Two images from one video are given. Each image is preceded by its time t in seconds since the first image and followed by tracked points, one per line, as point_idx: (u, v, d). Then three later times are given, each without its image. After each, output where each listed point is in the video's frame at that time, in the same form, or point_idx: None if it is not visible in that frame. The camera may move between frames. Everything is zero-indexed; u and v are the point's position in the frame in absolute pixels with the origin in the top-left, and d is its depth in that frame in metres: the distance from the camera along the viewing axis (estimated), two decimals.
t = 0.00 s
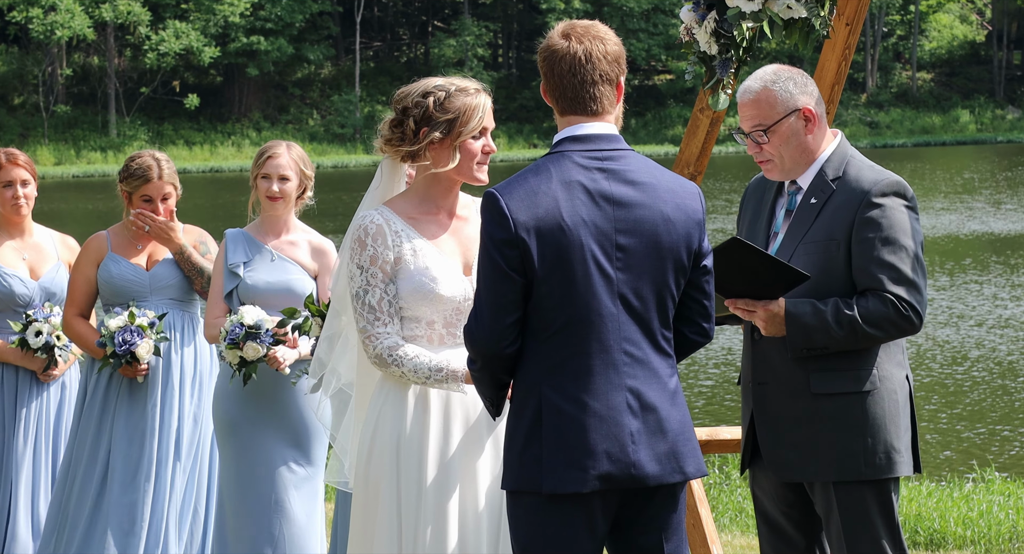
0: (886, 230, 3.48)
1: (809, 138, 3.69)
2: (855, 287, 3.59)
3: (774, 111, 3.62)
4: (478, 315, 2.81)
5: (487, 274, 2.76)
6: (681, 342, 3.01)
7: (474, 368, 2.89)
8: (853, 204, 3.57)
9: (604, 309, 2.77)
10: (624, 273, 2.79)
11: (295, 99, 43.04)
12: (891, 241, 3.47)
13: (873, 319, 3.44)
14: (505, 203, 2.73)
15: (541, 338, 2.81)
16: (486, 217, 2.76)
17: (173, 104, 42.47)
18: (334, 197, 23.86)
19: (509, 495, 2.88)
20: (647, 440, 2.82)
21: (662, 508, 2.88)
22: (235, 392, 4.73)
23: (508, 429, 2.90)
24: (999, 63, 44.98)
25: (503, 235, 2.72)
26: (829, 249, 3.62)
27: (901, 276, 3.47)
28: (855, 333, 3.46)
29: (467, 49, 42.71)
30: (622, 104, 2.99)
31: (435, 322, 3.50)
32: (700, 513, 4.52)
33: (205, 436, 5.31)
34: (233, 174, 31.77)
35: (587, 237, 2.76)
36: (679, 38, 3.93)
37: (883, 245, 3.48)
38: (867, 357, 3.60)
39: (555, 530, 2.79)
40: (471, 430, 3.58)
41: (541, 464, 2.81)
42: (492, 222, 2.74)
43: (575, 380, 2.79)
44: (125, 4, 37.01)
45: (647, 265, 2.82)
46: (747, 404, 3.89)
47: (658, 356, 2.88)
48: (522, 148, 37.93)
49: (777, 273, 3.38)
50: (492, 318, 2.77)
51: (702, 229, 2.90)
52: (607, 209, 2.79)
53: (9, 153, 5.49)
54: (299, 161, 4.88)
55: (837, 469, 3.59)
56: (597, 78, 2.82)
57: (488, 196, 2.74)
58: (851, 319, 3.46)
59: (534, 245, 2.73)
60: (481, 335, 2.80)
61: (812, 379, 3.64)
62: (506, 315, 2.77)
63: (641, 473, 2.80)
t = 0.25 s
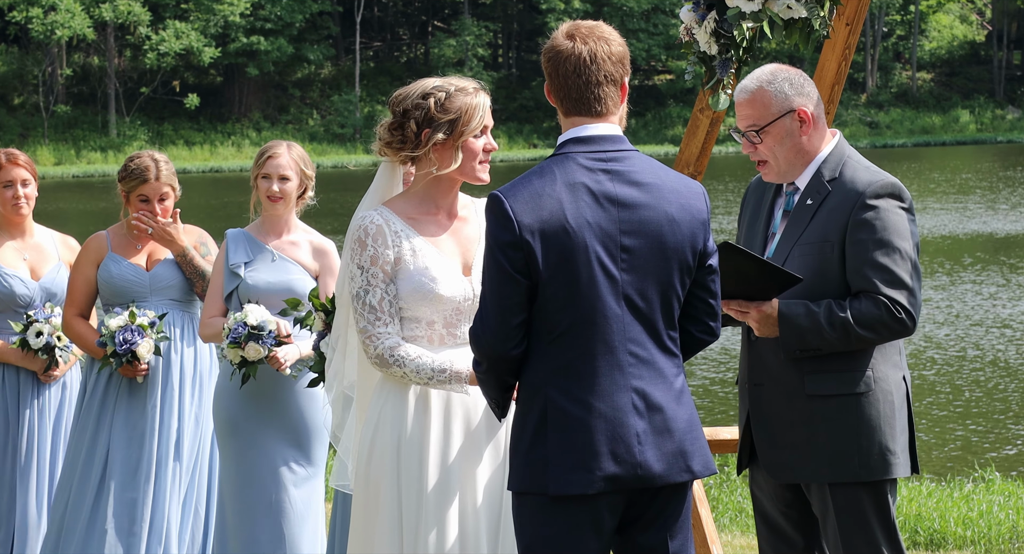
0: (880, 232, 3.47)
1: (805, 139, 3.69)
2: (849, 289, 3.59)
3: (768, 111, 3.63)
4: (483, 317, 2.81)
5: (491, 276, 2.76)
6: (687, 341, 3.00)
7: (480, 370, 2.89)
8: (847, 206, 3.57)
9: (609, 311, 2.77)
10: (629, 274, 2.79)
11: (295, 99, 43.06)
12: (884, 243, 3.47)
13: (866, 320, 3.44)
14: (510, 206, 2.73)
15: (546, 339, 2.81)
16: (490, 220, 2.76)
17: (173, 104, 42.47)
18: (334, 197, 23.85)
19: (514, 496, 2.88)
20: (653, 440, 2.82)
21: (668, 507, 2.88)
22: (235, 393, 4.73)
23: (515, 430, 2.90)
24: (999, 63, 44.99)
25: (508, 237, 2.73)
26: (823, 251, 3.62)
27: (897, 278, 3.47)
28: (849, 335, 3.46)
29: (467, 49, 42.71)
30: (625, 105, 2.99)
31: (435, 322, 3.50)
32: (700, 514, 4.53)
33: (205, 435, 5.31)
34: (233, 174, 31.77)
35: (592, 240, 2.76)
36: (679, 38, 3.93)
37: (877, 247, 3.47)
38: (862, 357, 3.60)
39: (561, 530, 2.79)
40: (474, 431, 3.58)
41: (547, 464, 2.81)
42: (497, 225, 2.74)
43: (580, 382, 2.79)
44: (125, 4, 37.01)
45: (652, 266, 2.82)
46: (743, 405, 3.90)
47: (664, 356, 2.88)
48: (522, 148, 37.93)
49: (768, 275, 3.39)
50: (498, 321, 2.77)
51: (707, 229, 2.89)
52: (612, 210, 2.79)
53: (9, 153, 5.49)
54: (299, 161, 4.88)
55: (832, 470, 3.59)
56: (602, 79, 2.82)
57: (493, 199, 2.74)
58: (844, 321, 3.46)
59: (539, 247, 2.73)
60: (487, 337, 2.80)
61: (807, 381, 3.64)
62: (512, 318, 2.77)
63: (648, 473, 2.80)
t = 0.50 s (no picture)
0: (879, 233, 3.47)
1: (805, 139, 3.69)
2: (848, 290, 3.60)
3: (767, 112, 3.63)
4: (486, 317, 2.81)
5: (496, 275, 2.75)
6: (689, 342, 3.00)
7: (482, 370, 2.89)
8: (846, 207, 3.57)
9: (613, 311, 2.77)
10: (633, 274, 2.79)
11: (295, 99, 43.06)
12: (882, 245, 3.47)
13: (864, 321, 3.44)
14: (514, 205, 2.73)
15: (550, 339, 2.81)
16: (495, 219, 2.76)
17: (173, 104, 42.47)
18: (334, 197, 23.85)
19: (515, 495, 2.88)
20: (656, 440, 2.82)
21: (669, 506, 2.88)
22: (236, 393, 4.73)
23: (516, 429, 2.90)
24: (999, 63, 45.00)
25: (513, 237, 2.72)
26: (823, 252, 3.62)
27: (896, 279, 3.47)
28: (846, 336, 3.46)
29: (467, 49, 42.71)
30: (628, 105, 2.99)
31: (433, 322, 3.50)
32: (700, 514, 4.53)
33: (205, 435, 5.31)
34: (233, 174, 31.77)
35: (597, 239, 2.76)
36: (679, 38, 3.93)
37: (876, 248, 3.47)
38: (862, 358, 3.59)
39: (562, 530, 2.80)
40: (476, 431, 3.58)
41: (549, 464, 2.81)
42: (502, 224, 2.74)
43: (584, 382, 2.79)
44: (126, 4, 37.01)
45: (655, 266, 2.82)
46: (743, 406, 3.90)
47: (666, 357, 2.88)
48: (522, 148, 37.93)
49: (766, 277, 3.39)
50: (503, 320, 2.77)
51: (710, 230, 2.90)
52: (616, 210, 2.79)
53: (9, 153, 5.50)
54: (300, 161, 4.88)
55: (831, 471, 3.59)
56: (607, 79, 2.83)
57: (497, 198, 2.73)
58: (843, 322, 3.46)
59: (543, 247, 2.73)
60: (491, 336, 2.80)
61: (806, 382, 3.64)
62: (516, 317, 2.76)
63: (650, 474, 2.80)
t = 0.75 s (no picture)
0: (880, 233, 3.47)
1: (809, 138, 3.69)
2: (849, 290, 3.59)
3: (772, 112, 3.62)
4: (485, 315, 2.81)
5: (495, 273, 2.75)
6: (685, 344, 3.00)
7: (479, 369, 2.89)
8: (847, 207, 3.57)
9: (611, 311, 2.77)
10: (630, 274, 2.80)
11: (295, 99, 43.06)
12: (884, 244, 3.47)
13: (865, 321, 3.44)
14: (515, 203, 2.73)
15: (548, 338, 2.81)
16: (494, 216, 2.75)
17: (173, 104, 42.46)
18: (334, 197, 23.85)
19: (511, 494, 2.88)
20: (651, 441, 2.82)
21: (664, 507, 2.88)
22: (237, 392, 4.73)
23: (513, 428, 2.90)
24: (999, 64, 45.02)
25: (512, 235, 2.72)
26: (824, 252, 3.62)
27: (898, 279, 3.46)
28: (847, 336, 3.46)
29: (467, 49, 42.72)
30: (628, 105, 2.99)
31: (432, 322, 3.50)
32: (700, 513, 4.52)
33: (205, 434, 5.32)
34: (233, 174, 31.78)
35: (596, 239, 2.76)
36: (678, 38, 3.93)
37: (877, 249, 3.47)
38: (862, 359, 3.59)
39: (557, 529, 2.79)
40: (474, 431, 3.58)
41: (545, 463, 2.81)
42: (502, 221, 2.73)
43: (581, 381, 2.79)
44: (126, 4, 37.02)
45: (653, 267, 2.82)
46: (744, 407, 3.90)
47: (662, 358, 2.88)
48: (522, 148, 37.93)
49: (768, 278, 3.40)
50: (501, 318, 2.76)
51: (708, 232, 2.90)
52: (615, 210, 2.79)
53: (10, 153, 5.50)
54: (300, 161, 4.88)
55: (832, 472, 3.59)
56: (608, 79, 2.83)
57: (497, 195, 2.73)
58: (844, 322, 3.46)
59: (543, 245, 2.73)
60: (489, 335, 2.80)
61: (807, 382, 3.64)
62: (515, 315, 2.76)
63: (644, 475, 2.80)
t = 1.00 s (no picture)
0: (882, 233, 3.47)
1: (810, 139, 3.69)
2: (850, 290, 3.59)
3: (774, 113, 3.63)
4: (479, 314, 2.81)
5: (490, 271, 2.75)
6: (681, 346, 3.01)
7: (474, 367, 2.89)
8: (849, 207, 3.57)
9: (605, 311, 2.77)
10: (625, 275, 2.79)
11: (295, 99, 43.06)
12: (885, 244, 3.46)
13: (866, 322, 3.43)
14: (510, 202, 2.73)
15: (542, 337, 2.81)
16: (490, 214, 2.75)
17: (173, 104, 42.45)
18: (333, 197, 23.84)
19: (504, 493, 2.88)
20: (644, 442, 2.82)
21: (658, 509, 2.88)
22: (236, 391, 4.73)
23: (506, 426, 2.90)
24: (999, 63, 45.02)
25: (508, 233, 2.72)
26: (825, 252, 3.62)
27: (899, 280, 3.46)
28: (849, 337, 3.46)
29: (467, 49, 42.71)
30: (627, 106, 2.98)
31: (431, 322, 3.50)
32: (700, 513, 4.51)
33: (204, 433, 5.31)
34: (233, 174, 31.78)
35: (591, 239, 2.76)
36: (679, 38, 3.93)
37: (880, 249, 3.47)
38: (863, 360, 3.59)
39: (548, 528, 2.79)
40: (472, 431, 3.58)
41: (537, 463, 2.81)
42: (497, 219, 2.73)
43: (575, 381, 2.79)
44: (126, 3, 37.01)
45: (649, 268, 2.81)
46: (745, 406, 3.90)
47: (656, 360, 2.88)
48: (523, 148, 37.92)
49: (770, 280, 3.39)
50: (495, 315, 2.76)
51: (704, 234, 2.89)
52: (611, 210, 2.79)
53: (10, 153, 5.50)
54: (300, 161, 4.88)
55: (834, 472, 3.59)
56: (606, 79, 2.82)
57: (493, 194, 2.73)
58: (846, 322, 3.45)
59: (538, 243, 2.73)
60: (483, 333, 2.80)
61: (809, 382, 3.64)
62: (509, 313, 2.76)
63: (636, 476, 2.80)
